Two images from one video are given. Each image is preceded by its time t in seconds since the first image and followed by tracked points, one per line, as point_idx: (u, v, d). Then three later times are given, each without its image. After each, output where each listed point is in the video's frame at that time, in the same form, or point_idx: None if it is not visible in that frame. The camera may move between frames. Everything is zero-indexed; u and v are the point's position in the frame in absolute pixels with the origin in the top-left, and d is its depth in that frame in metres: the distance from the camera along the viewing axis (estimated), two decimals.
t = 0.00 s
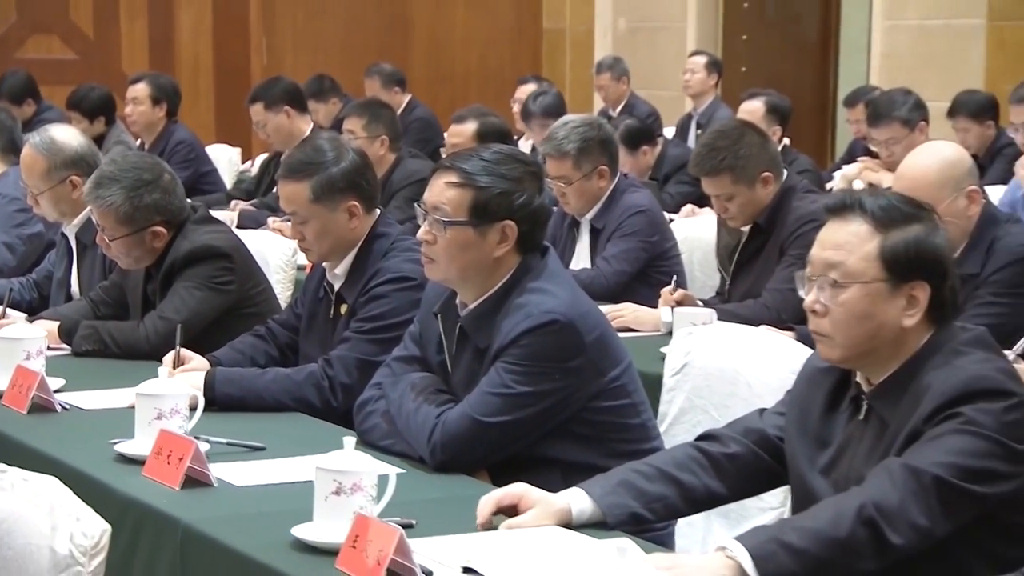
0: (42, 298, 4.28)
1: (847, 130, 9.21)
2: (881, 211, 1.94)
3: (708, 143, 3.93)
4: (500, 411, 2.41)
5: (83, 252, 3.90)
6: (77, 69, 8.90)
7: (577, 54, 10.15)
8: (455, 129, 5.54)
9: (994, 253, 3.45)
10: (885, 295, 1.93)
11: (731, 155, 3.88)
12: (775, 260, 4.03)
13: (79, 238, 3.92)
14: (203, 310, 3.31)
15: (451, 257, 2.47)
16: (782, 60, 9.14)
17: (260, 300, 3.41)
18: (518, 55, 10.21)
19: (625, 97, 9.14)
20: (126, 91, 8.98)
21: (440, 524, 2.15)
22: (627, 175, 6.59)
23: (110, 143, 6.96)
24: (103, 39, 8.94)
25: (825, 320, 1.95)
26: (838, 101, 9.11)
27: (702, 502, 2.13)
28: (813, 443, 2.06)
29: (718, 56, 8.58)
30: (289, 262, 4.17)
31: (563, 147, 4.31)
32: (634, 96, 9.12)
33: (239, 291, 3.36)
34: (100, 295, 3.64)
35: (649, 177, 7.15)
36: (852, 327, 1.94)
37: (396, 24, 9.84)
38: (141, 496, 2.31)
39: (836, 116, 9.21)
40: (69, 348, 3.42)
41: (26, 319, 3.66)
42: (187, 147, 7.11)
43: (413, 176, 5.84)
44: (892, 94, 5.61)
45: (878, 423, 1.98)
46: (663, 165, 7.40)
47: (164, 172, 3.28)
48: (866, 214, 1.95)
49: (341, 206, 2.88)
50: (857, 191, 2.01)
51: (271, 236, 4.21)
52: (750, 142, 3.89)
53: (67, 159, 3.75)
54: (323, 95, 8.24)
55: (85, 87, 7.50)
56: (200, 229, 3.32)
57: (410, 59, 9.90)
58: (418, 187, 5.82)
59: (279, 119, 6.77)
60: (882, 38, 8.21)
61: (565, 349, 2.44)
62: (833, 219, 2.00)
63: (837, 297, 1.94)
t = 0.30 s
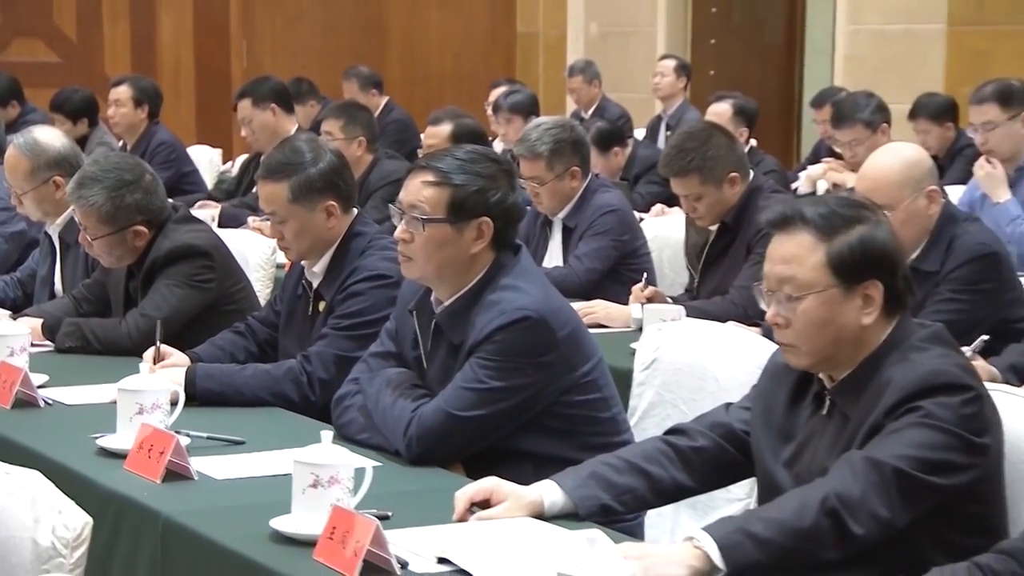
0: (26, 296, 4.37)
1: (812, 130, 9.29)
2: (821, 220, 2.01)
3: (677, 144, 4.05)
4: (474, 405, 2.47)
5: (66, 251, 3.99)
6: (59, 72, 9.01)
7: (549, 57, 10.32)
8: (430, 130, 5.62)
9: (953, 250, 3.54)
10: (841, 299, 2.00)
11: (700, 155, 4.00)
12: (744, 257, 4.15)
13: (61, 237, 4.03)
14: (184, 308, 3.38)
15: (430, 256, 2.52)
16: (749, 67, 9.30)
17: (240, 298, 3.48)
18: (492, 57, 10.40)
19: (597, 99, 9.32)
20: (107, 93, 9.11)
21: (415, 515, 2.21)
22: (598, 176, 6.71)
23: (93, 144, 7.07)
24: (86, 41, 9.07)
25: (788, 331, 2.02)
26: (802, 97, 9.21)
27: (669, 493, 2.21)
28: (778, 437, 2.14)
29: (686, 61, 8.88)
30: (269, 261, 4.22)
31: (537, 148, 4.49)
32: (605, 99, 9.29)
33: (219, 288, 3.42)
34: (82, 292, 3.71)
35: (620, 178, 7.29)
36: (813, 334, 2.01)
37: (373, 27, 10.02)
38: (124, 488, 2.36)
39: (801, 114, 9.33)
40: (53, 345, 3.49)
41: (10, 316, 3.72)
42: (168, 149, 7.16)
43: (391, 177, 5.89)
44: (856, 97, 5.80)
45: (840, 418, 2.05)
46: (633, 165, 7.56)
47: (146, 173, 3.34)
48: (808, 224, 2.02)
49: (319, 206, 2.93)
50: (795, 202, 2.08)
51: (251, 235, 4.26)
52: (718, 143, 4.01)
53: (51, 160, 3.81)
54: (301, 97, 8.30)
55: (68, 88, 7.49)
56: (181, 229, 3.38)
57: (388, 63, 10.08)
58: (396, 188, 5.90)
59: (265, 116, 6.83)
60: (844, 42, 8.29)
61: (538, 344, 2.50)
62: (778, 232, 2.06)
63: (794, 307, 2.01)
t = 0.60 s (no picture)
0: (9, 293, 4.42)
1: (777, 132, 9.44)
2: (780, 222, 2.08)
3: (646, 145, 4.15)
4: (448, 400, 2.54)
5: (50, 250, 4.06)
6: (42, 75, 9.09)
7: (522, 61, 10.52)
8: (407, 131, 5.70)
9: (913, 247, 3.63)
10: (802, 297, 2.08)
11: (668, 157, 4.10)
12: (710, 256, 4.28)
13: (45, 237, 4.09)
14: (165, 305, 3.43)
15: (413, 253, 2.58)
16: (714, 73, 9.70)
17: (220, 295, 3.53)
18: (467, 60, 10.56)
19: (569, 101, 9.49)
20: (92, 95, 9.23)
21: (390, 506, 2.28)
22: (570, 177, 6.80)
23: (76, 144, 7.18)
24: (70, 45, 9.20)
25: (753, 331, 2.09)
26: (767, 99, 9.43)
27: (639, 485, 2.28)
28: (744, 429, 2.21)
29: (655, 64, 9.10)
30: (248, 259, 4.27)
31: (510, 148, 4.57)
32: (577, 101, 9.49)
33: (200, 286, 3.48)
34: (66, 290, 3.76)
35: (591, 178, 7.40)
36: (777, 333, 2.08)
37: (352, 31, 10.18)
38: (106, 482, 2.42)
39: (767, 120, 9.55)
40: (36, 341, 3.54)
41: None
42: (152, 149, 7.25)
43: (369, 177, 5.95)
44: (819, 100, 6.06)
45: (803, 412, 2.13)
46: (604, 166, 7.69)
47: (127, 173, 3.39)
48: (767, 227, 2.09)
49: (296, 205, 2.99)
50: (751, 205, 2.15)
51: (231, 234, 4.32)
52: (685, 144, 4.11)
53: (34, 159, 3.86)
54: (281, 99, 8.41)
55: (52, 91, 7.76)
56: (161, 227, 3.43)
57: (368, 66, 10.25)
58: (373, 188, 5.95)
59: (253, 112, 6.90)
60: (808, 45, 8.57)
61: (510, 341, 2.57)
62: (738, 235, 2.13)
63: (758, 308, 2.08)
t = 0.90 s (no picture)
0: None
1: (744, 134, 9.82)
2: (747, 220, 2.15)
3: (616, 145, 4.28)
4: (424, 393, 2.60)
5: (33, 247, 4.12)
6: (26, 75, 9.23)
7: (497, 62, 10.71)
8: (390, 129, 5.79)
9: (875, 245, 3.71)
10: (767, 293, 2.15)
11: (637, 157, 4.22)
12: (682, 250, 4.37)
13: (28, 234, 4.16)
14: (146, 301, 3.49)
15: (391, 248, 2.64)
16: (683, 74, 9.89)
17: (200, 291, 3.59)
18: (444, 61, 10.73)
19: (542, 102, 9.60)
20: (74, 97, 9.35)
21: (366, 496, 2.34)
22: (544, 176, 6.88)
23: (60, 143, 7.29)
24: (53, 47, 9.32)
25: (720, 325, 2.16)
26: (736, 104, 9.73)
27: (608, 475, 2.35)
28: (711, 420, 2.29)
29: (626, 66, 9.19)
30: (228, 256, 4.33)
31: (485, 147, 4.65)
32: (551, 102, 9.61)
33: (181, 282, 3.54)
34: (49, 287, 3.81)
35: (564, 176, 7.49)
36: (744, 328, 2.15)
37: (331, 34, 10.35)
38: (89, 474, 2.48)
39: (735, 120, 9.85)
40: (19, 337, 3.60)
41: None
42: (132, 149, 7.43)
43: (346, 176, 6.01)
44: (785, 101, 6.38)
45: (768, 404, 2.20)
46: (577, 165, 7.79)
47: (107, 171, 3.45)
48: (734, 224, 2.16)
49: (275, 203, 3.05)
50: (720, 202, 2.22)
51: (211, 231, 4.37)
52: (655, 144, 4.23)
53: (17, 159, 3.90)
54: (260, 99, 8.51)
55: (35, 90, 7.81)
56: (143, 225, 3.49)
57: (345, 67, 10.42)
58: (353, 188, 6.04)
59: (239, 108, 6.99)
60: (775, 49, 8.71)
61: (485, 336, 2.63)
62: (708, 233, 2.20)
63: (725, 303, 2.15)
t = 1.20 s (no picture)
0: None
1: (715, 132, 9.84)
2: (729, 212, 2.22)
3: (588, 145, 4.41)
4: (402, 386, 2.66)
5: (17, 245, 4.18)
6: (10, 76, 9.34)
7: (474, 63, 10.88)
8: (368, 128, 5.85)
9: (839, 240, 3.83)
10: (735, 286, 2.21)
11: (609, 156, 4.36)
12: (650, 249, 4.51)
13: (13, 231, 4.22)
14: (129, 297, 3.56)
15: (361, 238, 2.70)
16: (657, 76, 10.03)
17: (181, 286, 3.66)
18: (421, 60, 10.90)
19: (518, 102, 9.67)
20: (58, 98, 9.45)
21: (343, 487, 2.40)
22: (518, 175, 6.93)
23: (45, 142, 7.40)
24: (38, 51, 9.44)
25: (683, 308, 2.24)
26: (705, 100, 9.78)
27: (575, 465, 2.43)
28: (679, 412, 2.36)
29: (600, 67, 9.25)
30: (209, 252, 4.37)
31: (460, 146, 4.72)
32: (527, 102, 9.67)
33: (162, 278, 3.61)
34: (34, 282, 3.86)
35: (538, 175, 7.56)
36: (710, 315, 2.22)
37: (310, 35, 10.48)
38: (73, 466, 2.54)
39: (703, 121, 9.98)
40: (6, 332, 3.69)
41: None
42: (115, 148, 7.62)
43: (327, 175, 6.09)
44: (752, 101, 6.61)
45: (734, 396, 2.27)
46: (552, 163, 7.87)
47: (91, 169, 3.49)
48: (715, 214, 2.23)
49: (256, 200, 3.11)
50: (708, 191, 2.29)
51: (193, 228, 4.42)
52: (627, 144, 4.38)
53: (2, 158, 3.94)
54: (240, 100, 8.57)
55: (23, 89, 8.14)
56: (126, 222, 3.55)
57: (324, 66, 10.56)
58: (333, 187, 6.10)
59: (220, 107, 7.03)
60: (745, 49, 9.02)
61: (460, 330, 2.71)
62: (692, 217, 2.27)
63: (694, 288, 2.22)
